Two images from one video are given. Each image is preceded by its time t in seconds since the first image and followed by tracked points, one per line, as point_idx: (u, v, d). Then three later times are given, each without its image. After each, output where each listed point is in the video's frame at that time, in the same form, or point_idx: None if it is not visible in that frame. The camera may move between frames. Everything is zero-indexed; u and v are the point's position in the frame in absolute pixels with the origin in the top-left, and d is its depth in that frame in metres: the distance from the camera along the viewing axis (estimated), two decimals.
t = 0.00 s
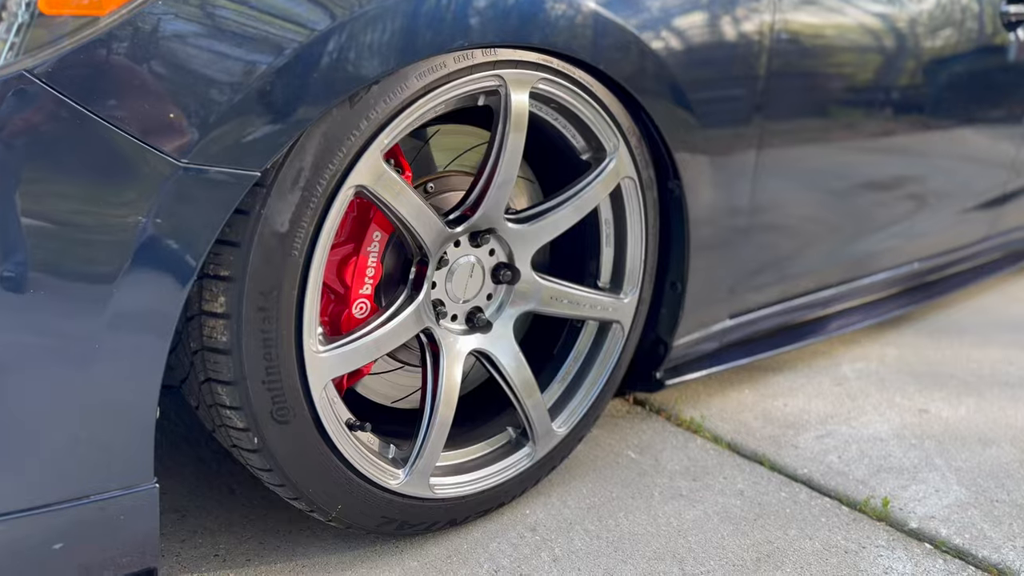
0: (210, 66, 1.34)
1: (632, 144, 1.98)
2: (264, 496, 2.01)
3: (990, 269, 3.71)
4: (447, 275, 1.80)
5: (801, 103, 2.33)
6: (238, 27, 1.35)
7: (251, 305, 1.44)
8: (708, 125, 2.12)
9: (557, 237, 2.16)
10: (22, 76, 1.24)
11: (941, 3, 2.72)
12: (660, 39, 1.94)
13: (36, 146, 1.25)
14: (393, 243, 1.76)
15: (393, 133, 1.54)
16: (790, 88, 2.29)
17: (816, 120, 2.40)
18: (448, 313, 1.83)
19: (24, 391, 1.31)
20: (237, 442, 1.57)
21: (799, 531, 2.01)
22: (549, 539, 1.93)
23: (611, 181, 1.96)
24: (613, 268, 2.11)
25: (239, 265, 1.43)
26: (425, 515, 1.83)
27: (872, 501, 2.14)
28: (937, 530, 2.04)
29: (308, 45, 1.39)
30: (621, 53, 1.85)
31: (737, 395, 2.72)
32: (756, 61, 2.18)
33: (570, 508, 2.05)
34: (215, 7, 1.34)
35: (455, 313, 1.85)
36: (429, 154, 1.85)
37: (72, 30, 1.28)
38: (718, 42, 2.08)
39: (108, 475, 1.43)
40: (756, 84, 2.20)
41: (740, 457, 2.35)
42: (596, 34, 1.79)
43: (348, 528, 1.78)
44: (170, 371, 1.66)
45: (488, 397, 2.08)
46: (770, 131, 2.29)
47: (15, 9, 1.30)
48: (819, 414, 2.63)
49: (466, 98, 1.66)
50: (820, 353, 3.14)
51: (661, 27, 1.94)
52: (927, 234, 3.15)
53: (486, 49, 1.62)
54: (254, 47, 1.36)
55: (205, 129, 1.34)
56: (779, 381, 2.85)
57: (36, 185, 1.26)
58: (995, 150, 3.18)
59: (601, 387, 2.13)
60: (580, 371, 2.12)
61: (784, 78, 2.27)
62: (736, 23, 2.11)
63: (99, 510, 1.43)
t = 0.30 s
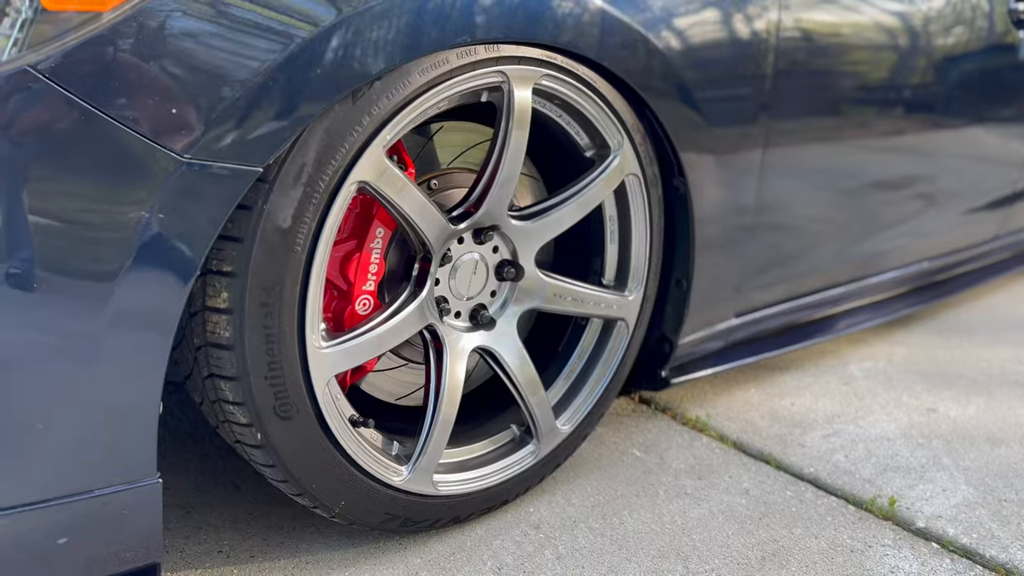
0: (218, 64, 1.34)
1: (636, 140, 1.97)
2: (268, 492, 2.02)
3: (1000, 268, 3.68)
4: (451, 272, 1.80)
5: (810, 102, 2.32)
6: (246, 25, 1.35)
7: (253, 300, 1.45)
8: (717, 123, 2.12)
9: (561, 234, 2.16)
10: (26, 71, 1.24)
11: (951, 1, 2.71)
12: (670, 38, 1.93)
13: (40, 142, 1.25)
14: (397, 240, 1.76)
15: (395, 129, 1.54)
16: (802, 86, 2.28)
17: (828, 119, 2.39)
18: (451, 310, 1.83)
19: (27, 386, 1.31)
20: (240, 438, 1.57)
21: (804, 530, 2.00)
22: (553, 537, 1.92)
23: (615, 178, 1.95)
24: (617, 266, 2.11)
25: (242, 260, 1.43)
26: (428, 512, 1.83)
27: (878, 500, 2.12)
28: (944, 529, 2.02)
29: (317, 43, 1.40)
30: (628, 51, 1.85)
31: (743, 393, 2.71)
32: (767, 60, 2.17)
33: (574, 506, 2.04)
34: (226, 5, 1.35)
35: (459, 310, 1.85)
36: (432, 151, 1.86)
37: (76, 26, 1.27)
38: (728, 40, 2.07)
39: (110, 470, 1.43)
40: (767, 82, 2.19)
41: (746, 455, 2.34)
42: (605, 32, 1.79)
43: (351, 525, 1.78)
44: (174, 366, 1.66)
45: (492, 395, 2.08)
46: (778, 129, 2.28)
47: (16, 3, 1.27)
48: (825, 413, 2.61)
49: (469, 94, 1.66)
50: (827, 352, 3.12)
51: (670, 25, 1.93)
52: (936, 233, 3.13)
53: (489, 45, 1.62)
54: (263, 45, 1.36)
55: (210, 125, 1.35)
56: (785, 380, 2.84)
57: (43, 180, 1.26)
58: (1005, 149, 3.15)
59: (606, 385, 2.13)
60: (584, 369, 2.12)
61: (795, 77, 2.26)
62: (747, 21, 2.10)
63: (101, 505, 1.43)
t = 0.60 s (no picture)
0: (225, 60, 1.34)
1: (640, 137, 1.96)
2: (272, 490, 2.02)
3: (1014, 268, 3.65)
4: (454, 270, 1.80)
5: (822, 100, 2.31)
6: (254, 22, 1.36)
7: (254, 296, 1.45)
8: (728, 121, 2.10)
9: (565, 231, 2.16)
10: (27, 65, 1.24)
11: None
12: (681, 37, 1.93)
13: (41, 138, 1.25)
14: (399, 237, 1.75)
15: (396, 125, 1.54)
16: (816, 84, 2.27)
17: (842, 117, 2.38)
18: (455, 307, 1.83)
19: (27, 381, 1.32)
20: (242, 434, 1.57)
21: (811, 530, 1.98)
22: (556, 536, 1.91)
23: (620, 175, 1.94)
24: (622, 263, 2.10)
25: (243, 256, 1.43)
26: (431, 510, 1.82)
27: (886, 501, 2.10)
28: (954, 530, 2.00)
29: (324, 41, 1.41)
30: (637, 47, 1.84)
31: (751, 393, 2.70)
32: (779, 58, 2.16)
33: (578, 505, 2.03)
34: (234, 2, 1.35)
35: (462, 307, 1.84)
36: (436, 148, 1.87)
37: (81, 20, 1.27)
38: (739, 37, 2.06)
39: (110, 466, 1.43)
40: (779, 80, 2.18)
41: (752, 455, 2.32)
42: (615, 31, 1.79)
43: (353, 522, 1.78)
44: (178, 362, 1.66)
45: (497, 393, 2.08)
46: (789, 128, 2.26)
47: None
48: (834, 413, 2.59)
49: (472, 90, 1.65)
50: (837, 352, 3.10)
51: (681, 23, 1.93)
52: (948, 232, 3.10)
53: (491, 41, 1.61)
54: (270, 41, 1.37)
55: (214, 120, 1.35)
56: (794, 380, 2.81)
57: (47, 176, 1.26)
58: (1019, 148, 3.12)
59: (611, 384, 2.12)
60: (589, 367, 2.11)
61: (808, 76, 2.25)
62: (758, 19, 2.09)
63: (101, 500, 1.43)
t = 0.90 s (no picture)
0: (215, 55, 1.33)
1: (637, 134, 1.93)
2: (266, 490, 2.01)
3: None
4: (447, 269, 1.78)
5: (833, 99, 2.30)
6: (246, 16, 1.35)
7: (238, 294, 1.43)
8: (728, 119, 2.08)
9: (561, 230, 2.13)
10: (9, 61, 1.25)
11: None
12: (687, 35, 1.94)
13: (24, 133, 1.25)
14: (391, 235, 1.73)
15: (384, 121, 1.52)
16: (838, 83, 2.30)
17: (866, 116, 2.41)
18: (448, 307, 1.81)
19: (8, 378, 1.30)
20: (228, 434, 1.56)
21: (811, 534, 1.94)
22: (550, 539, 1.89)
23: (616, 173, 1.92)
24: (620, 263, 2.07)
25: (227, 253, 1.42)
26: (422, 511, 1.80)
27: (889, 505, 2.06)
28: (958, 536, 1.95)
29: (325, 37, 1.40)
30: (635, 45, 1.83)
31: (755, 396, 2.66)
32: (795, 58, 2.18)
33: (574, 507, 2.00)
34: None
35: (455, 307, 1.82)
36: (429, 144, 1.85)
37: (64, 15, 1.28)
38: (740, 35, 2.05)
39: (94, 464, 1.41)
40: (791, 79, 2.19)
41: (753, 458, 2.28)
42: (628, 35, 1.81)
43: (343, 523, 1.76)
44: (168, 361, 1.65)
45: (493, 394, 2.05)
46: (793, 126, 2.23)
47: None
48: (839, 416, 2.55)
49: (463, 86, 1.63)
50: (844, 354, 3.05)
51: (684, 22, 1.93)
52: (959, 233, 3.05)
53: (481, 37, 1.59)
54: (262, 37, 1.36)
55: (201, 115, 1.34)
56: (799, 382, 2.77)
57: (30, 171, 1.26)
58: None
59: (608, 385, 2.09)
60: (586, 368, 2.08)
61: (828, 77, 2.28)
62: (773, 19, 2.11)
63: (83, 499, 1.41)
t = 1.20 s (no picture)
0: (205, 47, 1.33)
1: (631, 130, 1.91)
2: (257, 488, 1.99)
3: None
4: (437, 265, 1.76)
5: (846, 96, 2.29)
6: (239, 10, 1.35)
7: (219, 289, 1.42)
8: (730, 115, 2.06)
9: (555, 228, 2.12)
10: None
11: None
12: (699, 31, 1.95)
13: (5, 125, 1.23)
14: (379, 232, 1.72)
15: (368, 115, 1.50)
16: (864, 80, 2.32)
17: (890, 114, 2.42)
18: (438, 304, 1.79)
19: None
20: (212, 430, 1.55)
21: (808, 538, 1.90)
22: (542, 540, 1.86)
23: (610, 169, 1.89)
24: (616, 261, 2.04)
25: (208, 248, 1.41)
26: (411, 511, 1.78)
27: (890, 508, 2.02)
28: (960, 540, 1.91)
29: (326, 30, 1.41)
30: (632, 40, 1.81)
31: (757, 397, 2.62)
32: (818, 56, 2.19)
33: (567, 508, 1.98)
34: None
35: (446, 304, 1.80)
36: (420, 139, 1.84)
37: None
38: (742, 32, 2.03)
39: (75, 459, 1.40)
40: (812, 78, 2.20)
41: (753, 459, 2.25)
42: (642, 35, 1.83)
43: (331, 522, 1.74)
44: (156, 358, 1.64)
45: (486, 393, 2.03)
46: (799, 121, 2.21)
47: None
48: (843, 418, 2.50)
49: (451, 80, 1.61)
50: (851, 355, 3.00)
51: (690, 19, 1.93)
52: (972, 233, 3.00)
53: (468, 30, 1.57)
54: (253, 30, 1.35)
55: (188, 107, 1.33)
56: (803, 383, 2.73)
57: (36, 171, 1.26)
58: None
59: (603, 385, 2.06)
60: (581, 368, 2.05)
61: (853, 73, 2.29)
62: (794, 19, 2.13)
63: (64, 495, 1.40)
